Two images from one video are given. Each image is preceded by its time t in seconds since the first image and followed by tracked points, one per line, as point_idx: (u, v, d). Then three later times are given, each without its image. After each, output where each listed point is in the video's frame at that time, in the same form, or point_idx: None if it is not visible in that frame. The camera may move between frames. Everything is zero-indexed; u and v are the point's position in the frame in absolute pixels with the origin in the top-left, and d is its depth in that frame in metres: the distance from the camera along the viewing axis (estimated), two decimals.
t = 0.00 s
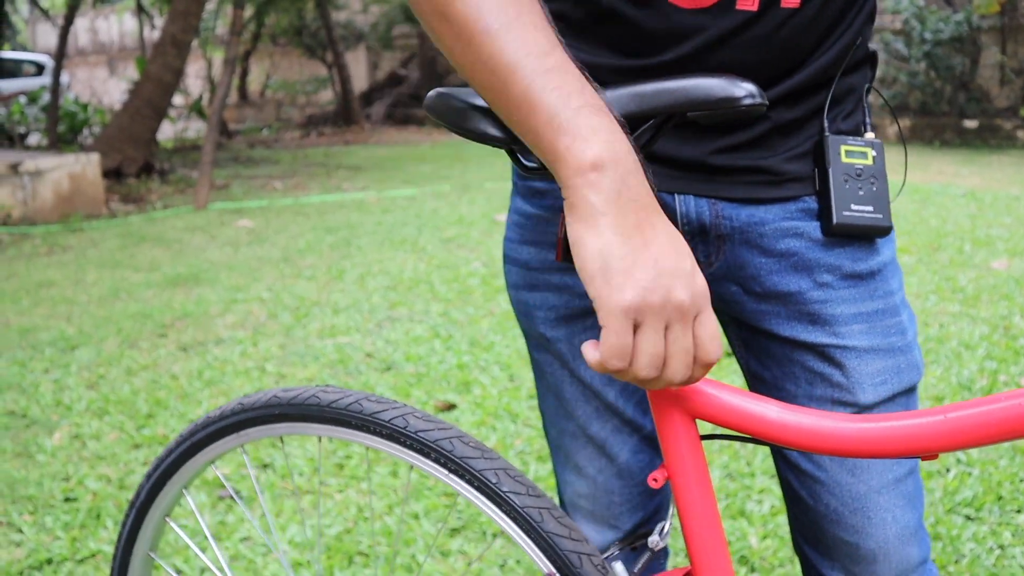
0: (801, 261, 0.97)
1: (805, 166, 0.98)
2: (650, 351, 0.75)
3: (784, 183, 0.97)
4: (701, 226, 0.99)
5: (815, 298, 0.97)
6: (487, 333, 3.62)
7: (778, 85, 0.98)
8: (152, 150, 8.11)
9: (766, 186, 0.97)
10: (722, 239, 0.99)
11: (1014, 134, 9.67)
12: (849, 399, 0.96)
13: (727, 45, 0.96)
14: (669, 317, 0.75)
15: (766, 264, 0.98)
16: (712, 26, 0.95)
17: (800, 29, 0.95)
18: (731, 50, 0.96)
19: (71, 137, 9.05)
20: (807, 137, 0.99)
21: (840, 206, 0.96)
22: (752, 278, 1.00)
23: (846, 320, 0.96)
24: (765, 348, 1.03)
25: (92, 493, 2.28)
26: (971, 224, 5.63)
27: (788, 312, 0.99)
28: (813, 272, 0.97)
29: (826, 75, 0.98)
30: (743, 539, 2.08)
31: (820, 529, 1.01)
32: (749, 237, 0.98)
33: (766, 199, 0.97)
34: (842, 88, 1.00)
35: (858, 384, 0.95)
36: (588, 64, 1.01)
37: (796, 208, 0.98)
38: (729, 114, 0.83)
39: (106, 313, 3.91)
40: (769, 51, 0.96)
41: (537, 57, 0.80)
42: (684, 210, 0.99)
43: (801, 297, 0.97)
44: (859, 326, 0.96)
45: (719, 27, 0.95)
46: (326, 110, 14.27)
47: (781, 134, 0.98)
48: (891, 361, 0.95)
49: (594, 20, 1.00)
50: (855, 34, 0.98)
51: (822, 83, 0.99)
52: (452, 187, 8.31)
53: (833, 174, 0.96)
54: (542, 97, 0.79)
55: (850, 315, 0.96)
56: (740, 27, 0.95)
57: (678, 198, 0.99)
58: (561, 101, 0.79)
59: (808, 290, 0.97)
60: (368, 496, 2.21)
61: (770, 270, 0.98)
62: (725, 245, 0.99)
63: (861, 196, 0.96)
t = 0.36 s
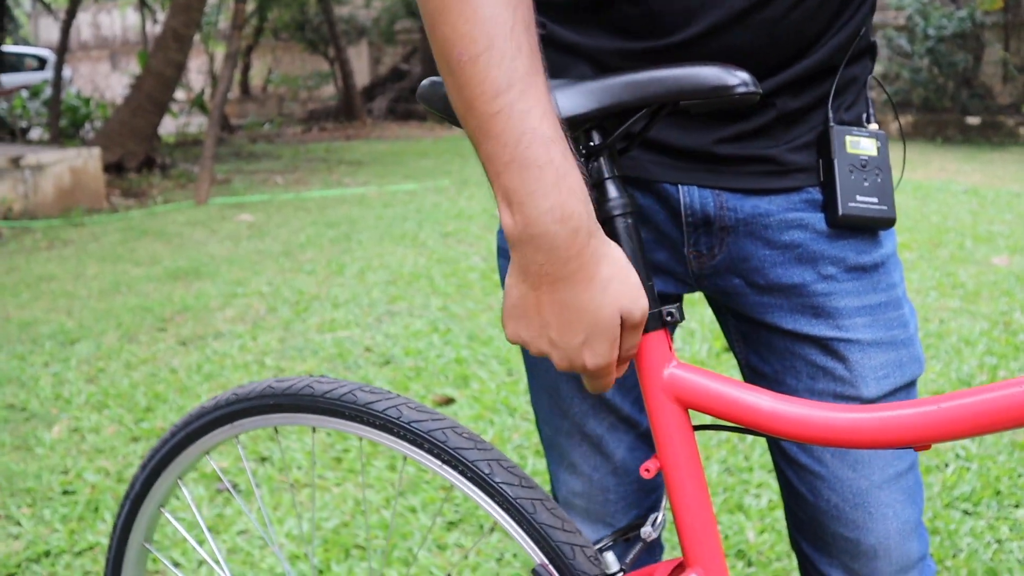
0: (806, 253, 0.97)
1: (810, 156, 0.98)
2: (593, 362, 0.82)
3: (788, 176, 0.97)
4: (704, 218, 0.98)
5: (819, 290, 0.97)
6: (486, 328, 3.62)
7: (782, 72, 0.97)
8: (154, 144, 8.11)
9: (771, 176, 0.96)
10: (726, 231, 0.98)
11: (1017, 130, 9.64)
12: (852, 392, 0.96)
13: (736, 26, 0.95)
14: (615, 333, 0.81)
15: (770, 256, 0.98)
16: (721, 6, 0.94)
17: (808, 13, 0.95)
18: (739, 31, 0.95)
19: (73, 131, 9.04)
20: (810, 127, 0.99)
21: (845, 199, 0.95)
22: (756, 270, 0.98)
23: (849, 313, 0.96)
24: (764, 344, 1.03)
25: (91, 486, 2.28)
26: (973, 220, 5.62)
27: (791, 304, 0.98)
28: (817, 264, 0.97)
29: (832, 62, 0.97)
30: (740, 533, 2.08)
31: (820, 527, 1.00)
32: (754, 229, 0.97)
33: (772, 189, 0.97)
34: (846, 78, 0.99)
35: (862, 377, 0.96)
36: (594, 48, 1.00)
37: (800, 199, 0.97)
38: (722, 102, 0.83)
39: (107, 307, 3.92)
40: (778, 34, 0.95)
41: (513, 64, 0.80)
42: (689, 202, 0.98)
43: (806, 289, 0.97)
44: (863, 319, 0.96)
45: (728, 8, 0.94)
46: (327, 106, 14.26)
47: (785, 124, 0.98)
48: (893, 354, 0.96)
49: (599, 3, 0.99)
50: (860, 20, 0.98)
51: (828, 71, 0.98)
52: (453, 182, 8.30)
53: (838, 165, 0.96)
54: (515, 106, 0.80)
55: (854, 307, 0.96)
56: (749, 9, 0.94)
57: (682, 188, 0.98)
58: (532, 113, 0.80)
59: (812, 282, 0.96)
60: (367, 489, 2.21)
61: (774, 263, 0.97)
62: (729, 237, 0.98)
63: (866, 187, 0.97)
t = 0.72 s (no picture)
0: (779, 236, 0.97)
1: (782, 139, 0.98)
2: (572, 315, 0.81)
3: (762, 158, 0.97)
4: (678, 202, 0.98)
5: (793, 273, 0.97)
6: (458, 320, 3.61)
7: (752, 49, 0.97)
8: (120, 141, 8.00)
9: (743, 159, 0.97)
10: (699, 215, 0.98)
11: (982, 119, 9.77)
12: (826, 374, 0.97)
13: None
14: (589, 284, 0.80)
15: (744, 240, 0.98)
16: None
17: None
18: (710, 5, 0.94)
19: (37, 128, 8.89)
20: (783, 110, 0.99)
21: (818, 180, 0.96)
22: (729, 254, 0.99)
23: (823, 296, 0.96)
24: (739, 327, 1.03)
25: (59, 485, 2.25)
26: (939, 208, 5.69)
27: (766, 288, 0.98)
28: (791, 246, 0.97)
29: (804, 40, 0.98)
30: (713, 519, 2.10)
31: (795, 509, 1.01)
32: (727, 212, 0.97)
33: (745, 171, 0.97)
34: (819, 60, 1.00)
35: (836, 360, 0.96)
36: (565, 25, 0.98)
37: (773, 181, 0.98)
38: (681, 84, 0.83)
39: (74, 304, 3.86)
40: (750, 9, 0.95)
41: (467, 28, 0.82)
42: (662, 185, 0.98)
43: (780, 273, 0.97)
44: (837, 301, 0.96)
45: None
46: (297, 100, 14.14)
47: (757, 106, 0.98)
48: (867, 337, 0.96)
49: None
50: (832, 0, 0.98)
51: (800, 52, 0.99)
52: (425, 176, 8.27)
53: (810, 147, 0.96)
54: (474, 67, 0.81)
55: (827, 290, 0.96)
56: None
57: (655, 172, 0.98)
58: (492, 71, 0.81)
59: (786, 265, 0.97)
60: (340, 482, 2.20)
61: (748, 246, 0.98)
62: (703, 221, 0.98)
63: (839, 169, 0.97)
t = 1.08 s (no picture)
0: (785, 227, 0.98)
1: (787, 129, 0.99)
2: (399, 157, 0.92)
3: (767, 150, 0.98)
4: (685, 195, 0.99)
5: (798, 264, 0.98)
6: (440, 309, 3.60)
7: (754, 37, 0.97)
8: (93, 130, 7.89)
9: (748, 150, 0.98)
10: (705, 206, 0.99)
11: (955, 106, 9.83)
12: (830, 365, 0.97)
13: None
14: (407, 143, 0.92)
15: (749, 231, 0.99)
16: None
17: None
18: None
19: (6, 117, 8.74)
20: (787, 100, 0.99)
21: (825, 170, 0.96)
22: (735, 245, 1.00)
23: (827, 287, 0.97)
24: (742, 320, 1.04)
25: (42, 481, 2.23)
26: (915, 194, 5.75)
27: (771, 279, 0.99)
28: (796, 238, 0.98)
29: (806, 29, 0.97)
30: (700, 505, 2.11)
31: (797, 500, 1.02)
32: (733, 203, 0.99)
33: (748, 162, 0.98)
34: (820, 50, 0.99)
35: (839, 351, 0.97)
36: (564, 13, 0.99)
37: (779, 173, 0.98)
38: (682, 73, 0.82)
39: (50, 297, 3.81)
40: None
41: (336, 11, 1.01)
42: (668, 176, 0.99)
43: (785, 265, 0.98)
44: (841, 292, 0.97)
45: None
46: (271, 88, 14.00)
47: (763, 96, 0.99)
48: (870, 328, 0.97)
49: None
50: None
51: (802, 42, 0.99)
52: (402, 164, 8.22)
53: (816, 139, 0.97)
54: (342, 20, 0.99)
55: (832, 281, 0.97)
56: None
57: (663, 164, 1.00)
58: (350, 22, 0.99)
59: (791, 257, 0.98)
60: (328, 474, 2.20)
61: (754, 237, 0.99)
62: (708, 212, 0.99)
63: (844, 159, 0.97)
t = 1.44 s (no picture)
0: (787, 227, 0.97)
1: (792, 129, 0.98)
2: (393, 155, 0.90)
3: (771, 149, 0.97)
4: (687, 193, 0.99)
5: (802, 265, 0.97)
6: (432, 306, 3.59)
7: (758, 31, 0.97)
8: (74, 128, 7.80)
9: (752, 148, 0.97)
10: (707, 205, 0.99)
11: (936, 96, 9.86)
12: (835, 365, 0.97)
13: None
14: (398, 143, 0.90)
15: (752, 230, 0.99)
16: None
17: None
18: None
19: None
20: (792, 99, 0.98)
21: (827, 170, 0.95)
22: (738, 244, 1.00)
23: (832, 287, 0.96)
24: (749, 319, 1.04)
25: (36, 484, 2.21)
26: (900, 184, 5.78)
27: (774, 279, 0.99)
28: (799, 238, 0.97)
29: (814, 29, 0.96)
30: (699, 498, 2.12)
31: (805, 497, 1.02)
32: (735, 202, 0.98)
33: (753, 161, 0.97)
34: (829, 50, 0.98)
35: (844, 352, 0.96)
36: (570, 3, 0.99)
37: (782, 172, 0.97)
38: (698, 70, 0.82)
39: (36, 298, 3.77)
40: None
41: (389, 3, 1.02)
42: (669, 175, 0.99)
43: (788, 265, 0.97)
44: (846, 292, 0.96)
45: None
46: (253, 84, 13.91)
47: (767, 95, 0.98)
48: (877, 328, 0.97)
49: None
50: None
51: (810, 42, 0.97)
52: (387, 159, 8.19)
53: (820, 138, 0.96)
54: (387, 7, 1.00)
55: (836, 282, 0.96)
56: None
57: (665, 162, 0.99)
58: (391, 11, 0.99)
59: (795, 257, 0.97)
60: (325, 473, 2.19)
61: (756, 237, 0.98)
62: (711, 211, 0.99)
63: (847, 159, 0.96)
